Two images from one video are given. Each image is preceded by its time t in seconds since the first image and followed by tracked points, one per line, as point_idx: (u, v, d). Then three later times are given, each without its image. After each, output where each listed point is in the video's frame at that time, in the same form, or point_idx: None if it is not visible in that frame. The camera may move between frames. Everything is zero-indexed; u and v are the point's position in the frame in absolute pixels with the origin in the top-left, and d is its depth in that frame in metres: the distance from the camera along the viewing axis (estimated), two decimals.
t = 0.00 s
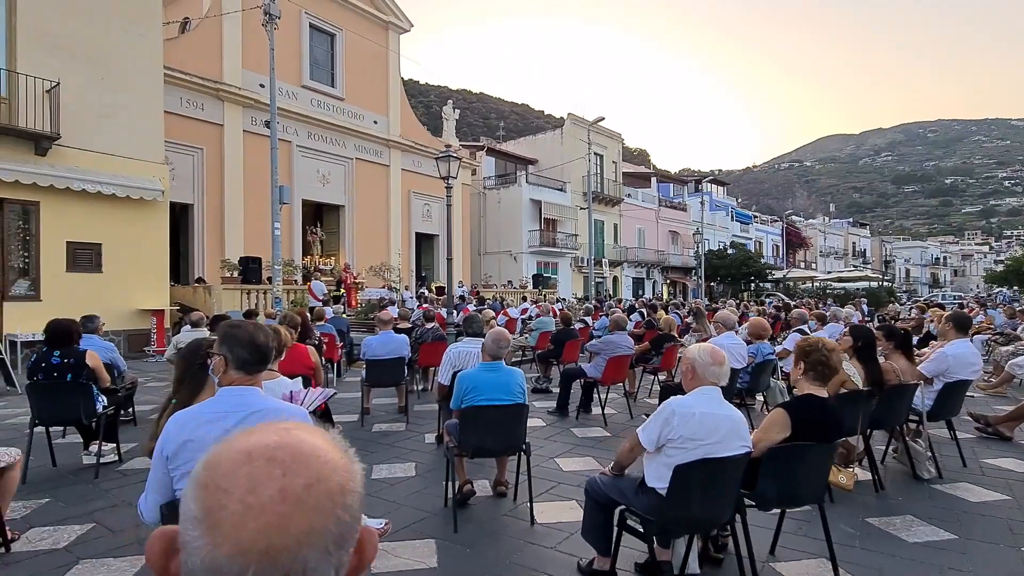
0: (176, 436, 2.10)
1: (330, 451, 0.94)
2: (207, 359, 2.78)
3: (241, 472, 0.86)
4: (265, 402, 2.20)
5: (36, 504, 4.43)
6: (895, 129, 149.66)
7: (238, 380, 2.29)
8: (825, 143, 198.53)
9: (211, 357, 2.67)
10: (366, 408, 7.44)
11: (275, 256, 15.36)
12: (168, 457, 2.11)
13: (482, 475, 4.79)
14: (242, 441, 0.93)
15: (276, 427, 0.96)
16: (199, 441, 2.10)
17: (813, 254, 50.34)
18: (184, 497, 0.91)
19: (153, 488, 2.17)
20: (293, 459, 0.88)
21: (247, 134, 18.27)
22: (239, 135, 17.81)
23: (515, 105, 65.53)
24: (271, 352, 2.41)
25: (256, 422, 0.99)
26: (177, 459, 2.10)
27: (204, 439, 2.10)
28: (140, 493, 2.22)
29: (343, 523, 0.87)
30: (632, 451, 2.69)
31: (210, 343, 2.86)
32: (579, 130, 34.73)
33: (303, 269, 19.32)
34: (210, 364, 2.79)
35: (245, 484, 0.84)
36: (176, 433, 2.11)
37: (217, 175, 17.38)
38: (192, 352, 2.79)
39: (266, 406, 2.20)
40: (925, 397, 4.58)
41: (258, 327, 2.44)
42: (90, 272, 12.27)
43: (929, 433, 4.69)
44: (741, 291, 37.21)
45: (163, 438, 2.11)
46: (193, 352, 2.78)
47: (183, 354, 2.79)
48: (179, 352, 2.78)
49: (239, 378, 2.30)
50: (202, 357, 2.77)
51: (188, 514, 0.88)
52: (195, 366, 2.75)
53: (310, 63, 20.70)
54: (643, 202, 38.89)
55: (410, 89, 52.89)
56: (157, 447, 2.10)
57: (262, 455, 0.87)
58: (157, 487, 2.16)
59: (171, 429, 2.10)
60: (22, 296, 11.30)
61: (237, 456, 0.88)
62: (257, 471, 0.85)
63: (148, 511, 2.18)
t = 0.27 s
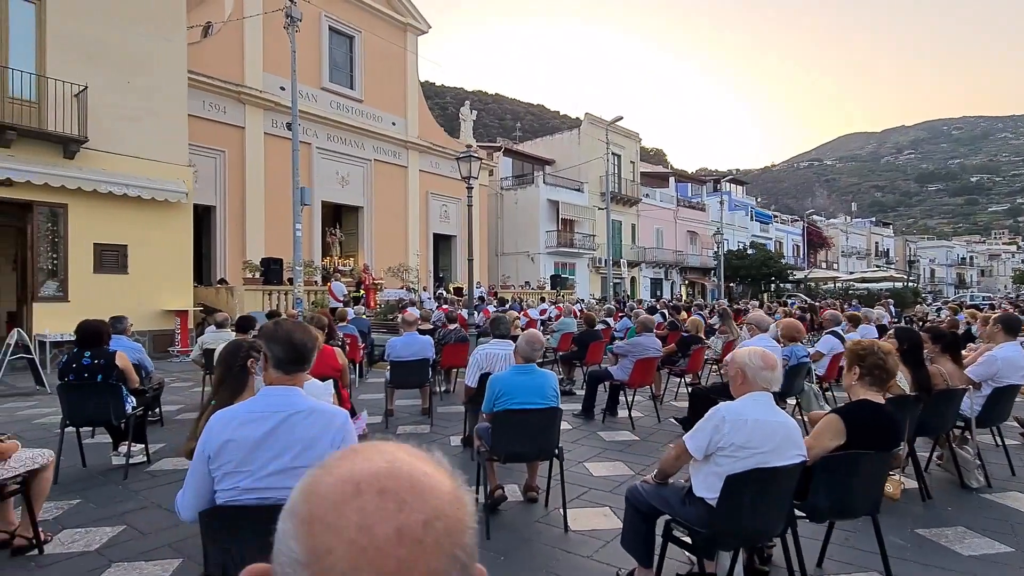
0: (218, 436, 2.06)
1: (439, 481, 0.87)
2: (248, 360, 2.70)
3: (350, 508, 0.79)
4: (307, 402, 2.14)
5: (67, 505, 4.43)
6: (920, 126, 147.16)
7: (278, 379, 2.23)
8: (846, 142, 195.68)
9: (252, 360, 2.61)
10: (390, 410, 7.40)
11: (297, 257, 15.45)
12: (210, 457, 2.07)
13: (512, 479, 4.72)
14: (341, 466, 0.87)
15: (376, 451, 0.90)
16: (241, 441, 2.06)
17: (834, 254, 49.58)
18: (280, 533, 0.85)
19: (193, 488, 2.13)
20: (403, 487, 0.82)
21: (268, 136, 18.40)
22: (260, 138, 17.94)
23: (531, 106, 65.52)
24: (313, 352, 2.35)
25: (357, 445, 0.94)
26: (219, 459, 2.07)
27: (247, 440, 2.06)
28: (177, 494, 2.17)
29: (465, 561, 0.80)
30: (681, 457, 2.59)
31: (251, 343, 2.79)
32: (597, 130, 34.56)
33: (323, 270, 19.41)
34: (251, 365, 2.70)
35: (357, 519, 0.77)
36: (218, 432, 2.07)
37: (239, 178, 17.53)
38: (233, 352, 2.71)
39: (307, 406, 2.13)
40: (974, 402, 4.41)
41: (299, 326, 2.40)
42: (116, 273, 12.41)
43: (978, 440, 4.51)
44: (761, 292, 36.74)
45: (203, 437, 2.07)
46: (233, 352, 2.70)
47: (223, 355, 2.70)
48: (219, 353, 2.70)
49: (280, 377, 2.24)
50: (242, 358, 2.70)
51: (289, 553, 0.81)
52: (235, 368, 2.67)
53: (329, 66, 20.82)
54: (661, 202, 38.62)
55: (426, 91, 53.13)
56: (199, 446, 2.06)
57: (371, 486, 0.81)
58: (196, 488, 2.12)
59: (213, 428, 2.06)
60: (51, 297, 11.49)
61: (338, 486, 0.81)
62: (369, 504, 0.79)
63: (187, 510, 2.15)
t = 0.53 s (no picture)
0: (266, 433, 2.04)
1: (588, 512, 0.82)
2: (289, 362, 2.57)
3: (509, 547, 0.73)
4: (355, 402, 2.11)
5: (96, 507, 4.42)
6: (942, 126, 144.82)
7: (326, 379, 2.20)
8: (866, 141, 192.91)
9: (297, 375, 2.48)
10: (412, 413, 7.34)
11: (317, 259, 15.52)
12: (257, 453, 2.05)
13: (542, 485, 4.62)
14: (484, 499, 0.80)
15: (517, 481, 0.86)
16: (287, 441, 2.03)
17: (855, 256, 48.85)
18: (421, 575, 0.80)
19: (236, 489, 2.09)
20: (564, 521, 0.77)
21: (288, 140, 18.51)
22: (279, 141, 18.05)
23: (545, 109, 65.45)
24: (360, 353, 2.30)
25: (484, 478, 0.88)
26: (266, 457, 2.04)
27: (293, 439, 2.03)
28: (216, 493, 2.13)
29: None
30: (731, 463, 2.49)
31: (290, 344, 2.67)
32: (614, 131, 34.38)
33: (341, 272, 19.46)
34: (292, 369, 2.58)
35: (518, 557, 0.72)
36: (266, 429, 2.05)
37: (259, 181, 17.66)
38: (273, 352, 2.58)
39: (356, 406, 2.11)
40: None
41: (346, 327, 2.35)
42: (140, 276, 12.52)
43: None
44: (780, 294, 36.25)
45: (251, 434, 2.05)
46: (275, 351, 2.57)
47: (263, 355, 2.58)
48: (259, 353, 2.57)
49: (327, 377, 2.21)
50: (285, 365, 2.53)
51: None
52: (277, 372, 2.54)
53: (348, 69, 20.91)
54: (678, 204, 38.33)
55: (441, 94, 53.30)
56: (247, 442, 2.04)
57: (530, 521, 0.76)
58: (239, 487, 2.09)
59: (262, 425, 2.05)
60: (76, 299, 11.59)
61: (494, 524, 0.75)
62: (534, 542, 0.74)
63: (227, 510, 2.10)
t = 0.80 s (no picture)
0: (325, 432, 2.00)
1: None
2: (329, 370, 2.43)
3: None
4: (411, 401, 2.12)
5: (113, 517, 4.33)
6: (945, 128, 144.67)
7: (379, 381, 2.18)
8: (868, 143, 192.70)
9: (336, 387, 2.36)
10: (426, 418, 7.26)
11: (323, 263, 15.44)
12: (314, 452, 2.00)
13: (566, 494, 4.51)
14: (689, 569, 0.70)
15: (764, 546, 0.72)
16: (349, 440, 2.00)
17: (858, 259, 48.70)
18: None
19: (286, 488, 2.03)
20: None
21: (292, 143, 18.46)
22: (284, 145, 18.00)
23: (546, 112, 65.41)
24: (410, 355, 2.28)
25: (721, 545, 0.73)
26: (323, 456, 2.00)
27: (353, 437, 1.99)
28: (262, 494, 2.05)
29: None
30: (780, 478, 2.42)
31: (327, 349, 2.53)
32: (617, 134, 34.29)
33: (345, 275, 19.37)
34: (332, 377, 2.43)
35: None
36: (325, 428, 2.01)
37: (264, 185, 17.60)
38: (312, 357, 2.43)
39: (413, 404, 2.12)
40: None
41: (393, 331, 2.32)
42: (147, 279, 12.46)
43: None
44: (784, 297, 36.11)
45: (307, 432, 2.00)
46: (315, 357, 2.42)
47: (300, 362, 2.42)
48: (295, 359, 2.42)
49: (376, 378, 2.18)
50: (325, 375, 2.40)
51: None
52: (318, 381, 2.38)
53: (352, 72, 20.88)
54: (681, 206, 38.23)
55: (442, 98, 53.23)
56: (306, 441, 1.98)
57: None
58: (289, 488, 2.03)
59: (319, 423, 2.00)
60: (84, 303, 11.52)
61: None
62: None
63: (279, 510, 2.03)
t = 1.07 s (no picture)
0: (347, 443, 1.86)
1: None
2: (363, 379, 2.37)
3: None
4: (439, 411, 1.97)
5: (126, 522, 4.24)
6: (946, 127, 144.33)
7: (407, 390, 2.05)
8: (870, 142, 192.21)
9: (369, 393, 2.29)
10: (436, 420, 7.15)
11: (328, 263, 15.33)
12: (337, 462, 1.88)
13: (588, 499, 4.42)
14: None
15: None
16: (372, 451, 1.85)
17: (860, 258, 48.53)
18: None
19: (312, 503, 1.93)
20: None
21: (295, 142, 18.37)
22: (287, 144, 17.90)
23: (546, 111, 65.25)
24: (439, 363, 2.13)
25: None
26: (346, 467, 1.86)
27: (377, 448, 1.85)
28: (288, 509, 1.94)
29: None
30: (828, 486, 2.34)
31: (361, 356, 2.47)
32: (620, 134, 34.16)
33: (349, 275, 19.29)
34: (365, 386, 2.36)
35: None
36: (348, 439, 1.88)
37: (267, 184, 17.51)
38: (345, 365, 2.37)
39: (440, 415, 1.96)
40: None
41: (423, 335, 2.19)
42: (152, 279, 12.38)
43: None
44: (787, 296, 36.00)
45: (330, 443, 1.88)
46: (347, 363, 2.38)
47: (333, 369, 2.37)
48: (327, 366, 2.37)
49: (404, 388, 2.05)
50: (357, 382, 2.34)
51: None
52: (351, 388, 2.32)
53: (354, 71, 20.77)
54: (684, 206, 38.09)
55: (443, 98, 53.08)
56: (328, 451, 1.86)
57: None
58: (314, 501, 1.92)
59: (342, 432, 1.87)
60: (88, 303, 11.43)
61: None
62: None
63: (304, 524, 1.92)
